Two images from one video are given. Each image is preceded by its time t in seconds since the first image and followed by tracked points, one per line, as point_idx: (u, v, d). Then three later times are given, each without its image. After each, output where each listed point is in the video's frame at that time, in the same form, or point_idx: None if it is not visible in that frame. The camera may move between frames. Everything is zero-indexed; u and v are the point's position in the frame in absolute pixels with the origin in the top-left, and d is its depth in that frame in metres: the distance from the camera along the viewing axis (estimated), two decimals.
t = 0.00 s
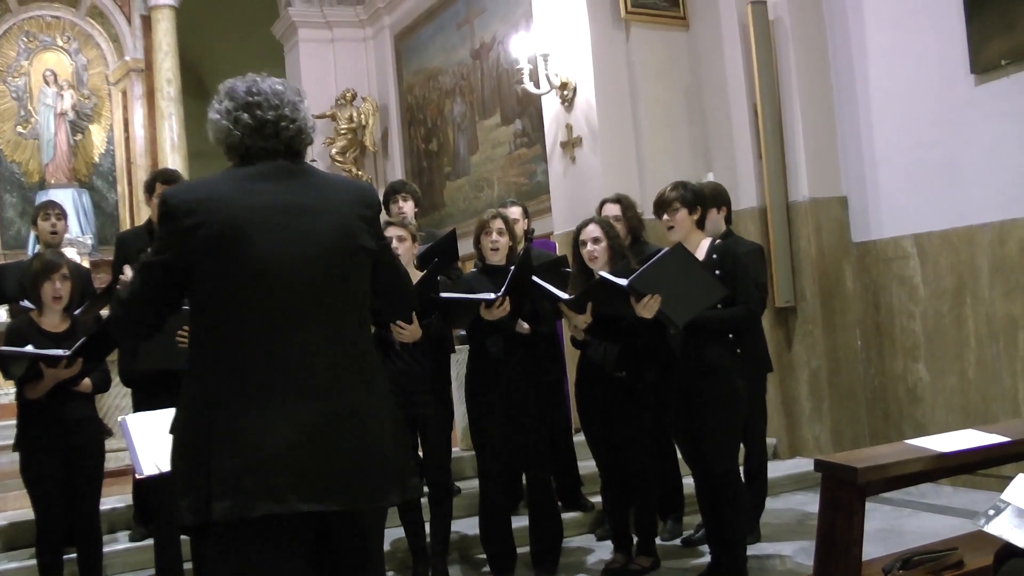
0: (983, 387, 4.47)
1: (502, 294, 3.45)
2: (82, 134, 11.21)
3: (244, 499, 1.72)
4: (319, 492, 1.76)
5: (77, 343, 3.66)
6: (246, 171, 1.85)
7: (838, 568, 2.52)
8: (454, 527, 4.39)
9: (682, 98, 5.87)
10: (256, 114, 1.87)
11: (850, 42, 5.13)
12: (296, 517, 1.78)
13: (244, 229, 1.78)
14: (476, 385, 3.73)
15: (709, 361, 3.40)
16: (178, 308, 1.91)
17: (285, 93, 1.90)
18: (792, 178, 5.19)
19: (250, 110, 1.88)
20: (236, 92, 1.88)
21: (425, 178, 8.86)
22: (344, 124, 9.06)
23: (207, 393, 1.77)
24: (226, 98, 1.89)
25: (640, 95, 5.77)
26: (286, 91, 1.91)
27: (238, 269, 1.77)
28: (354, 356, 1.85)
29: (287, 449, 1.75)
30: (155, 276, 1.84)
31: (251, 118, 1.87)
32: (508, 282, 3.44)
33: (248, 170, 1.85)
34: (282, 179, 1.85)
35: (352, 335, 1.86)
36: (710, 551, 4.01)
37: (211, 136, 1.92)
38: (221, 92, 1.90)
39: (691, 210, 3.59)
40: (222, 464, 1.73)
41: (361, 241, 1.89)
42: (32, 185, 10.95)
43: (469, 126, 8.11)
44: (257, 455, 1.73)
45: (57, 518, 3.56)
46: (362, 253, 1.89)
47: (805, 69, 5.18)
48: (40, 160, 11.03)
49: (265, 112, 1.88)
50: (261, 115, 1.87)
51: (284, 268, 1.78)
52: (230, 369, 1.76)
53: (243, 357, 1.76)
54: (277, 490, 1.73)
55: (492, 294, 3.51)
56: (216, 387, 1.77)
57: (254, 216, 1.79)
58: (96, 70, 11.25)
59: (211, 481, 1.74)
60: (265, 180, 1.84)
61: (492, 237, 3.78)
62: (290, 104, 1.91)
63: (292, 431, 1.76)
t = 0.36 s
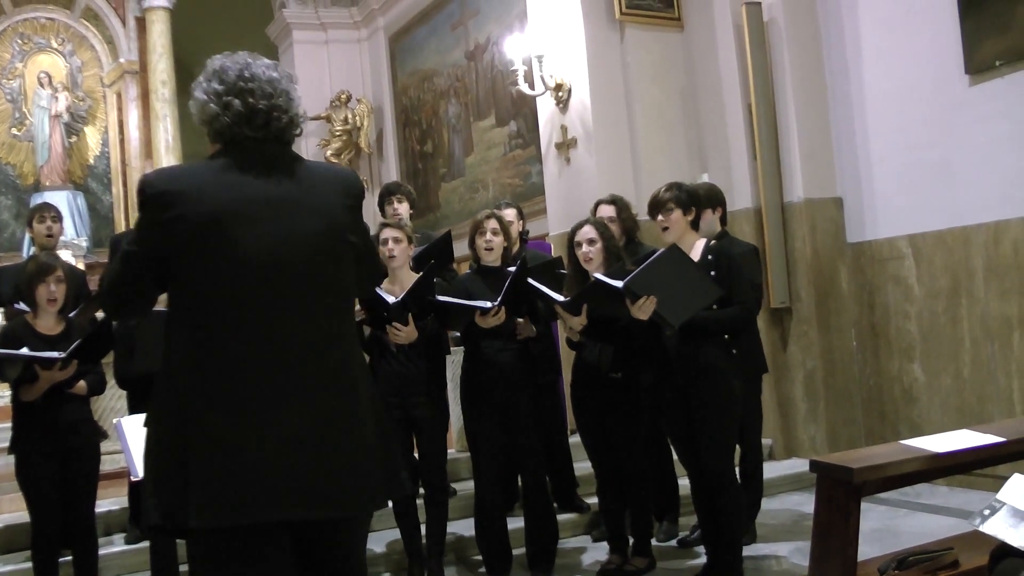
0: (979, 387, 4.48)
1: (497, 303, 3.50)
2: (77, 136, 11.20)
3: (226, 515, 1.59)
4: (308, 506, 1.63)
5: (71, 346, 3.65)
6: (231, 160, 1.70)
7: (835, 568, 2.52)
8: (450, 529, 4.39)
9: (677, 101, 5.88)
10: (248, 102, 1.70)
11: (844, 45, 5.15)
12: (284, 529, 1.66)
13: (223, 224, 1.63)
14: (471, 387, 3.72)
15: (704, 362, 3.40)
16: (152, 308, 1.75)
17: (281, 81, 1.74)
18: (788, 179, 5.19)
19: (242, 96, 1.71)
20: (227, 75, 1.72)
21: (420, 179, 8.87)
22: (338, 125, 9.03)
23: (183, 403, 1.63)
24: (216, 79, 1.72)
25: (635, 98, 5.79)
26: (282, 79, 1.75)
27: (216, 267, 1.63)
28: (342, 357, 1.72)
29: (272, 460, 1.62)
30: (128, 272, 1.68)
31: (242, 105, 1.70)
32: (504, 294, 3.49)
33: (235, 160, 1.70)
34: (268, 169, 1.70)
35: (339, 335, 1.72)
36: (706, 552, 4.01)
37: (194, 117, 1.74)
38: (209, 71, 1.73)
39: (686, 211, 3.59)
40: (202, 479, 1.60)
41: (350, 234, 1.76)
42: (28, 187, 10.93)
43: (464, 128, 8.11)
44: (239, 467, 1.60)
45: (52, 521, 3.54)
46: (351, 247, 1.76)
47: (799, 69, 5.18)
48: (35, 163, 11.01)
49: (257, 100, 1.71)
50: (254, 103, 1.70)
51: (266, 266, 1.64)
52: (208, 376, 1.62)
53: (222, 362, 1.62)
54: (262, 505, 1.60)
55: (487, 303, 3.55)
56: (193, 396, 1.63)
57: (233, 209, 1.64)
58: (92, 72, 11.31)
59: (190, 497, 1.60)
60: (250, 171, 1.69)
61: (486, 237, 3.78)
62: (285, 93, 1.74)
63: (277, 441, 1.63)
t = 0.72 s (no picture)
0: (982, 386, 4.48)
1: (504, 309, 3.49)
2: (80, 139, 11.21)
3: (232, 515, 1.58)
4: (312, 507, 1.62)
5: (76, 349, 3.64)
6: (235, 153, 1.69)
7: (841, 567, 2.52)
8: (456, 531, 4.39)
9: (680, 102, 5.88)
10: (251, 94, 1.69)
11: (847, 46, 5.15)
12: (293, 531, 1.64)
13: (227, 220, 1.62)
14: (477, 387, 3.72)
15: (707, 363, 3.39)
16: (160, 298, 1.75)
17: (284, 71, 1.73)
18: (791, 181, 5.20)
19: (245, 88, 1.70)
20: (228, 66, 1.71)
21: (425, 181, 8.88)
22: (343, 127, 9.04)
23: (191, 400, 1.64)
24: (217, 70, 1.71)
25: (638, 99, 5.80)
26: (285, 69, 1.74)
27: (221, 264, 1.62)
28: (349, 356, 1.70)
29: (276, 460, 1.61)
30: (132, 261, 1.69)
31: (245, 97, 1.69)
32: (509, 303, 3.50)
33: (237, 152, 1.69)
34: (272, 161, 1.69)
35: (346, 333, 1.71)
36: (712, 553, 4.01)
37: (196, 109, 1.74)
38: (211, 62, 1.72)
39: (691, 212, 3.59)
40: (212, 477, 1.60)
41: (356, 228, 1.75)
42: (31, 191, 10.94)
43: (468, 129, 8.12)
44: (244, 466, 1.60)
45: (56, 523, 3.53)
46: (357, 244, 1.74)
47: (802, 69, 5.19)
48: (38, 166, 11.02)
49: (261, 92, 1.70)
50: (257, 95, 1.69)
51: (271, 264, 1.63)
52: (215, 372, 1.62)
53: (228, 360, 1.62)
54: (267, 505, 1.59)
55: (494, 309, 3.56)
56: (199, 393, 1.63)
57: (237, 206, 1.63)
58: (95, 75, 11.30)
59: (199, 495, 1.61)
60: (253, 164, 1.68)
61: (489, 238, 3.78)
62: (289, 83, 1.74)
63: (282, 441, 1.62)
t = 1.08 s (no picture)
0: (980, 386, 4.49)
1: (502, 309, 3.48)
2: (79, 141, 11.20)
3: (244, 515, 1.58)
4: (322, 507, 1.61)
5: (74, 351, 3.63)
6: (248, 147, 1.68)
7: (840, 567, 2.52)
8: (455, 531, 4.39)
9: (679, 102, 5.88)
10: (269, 89, 1.69)
11: (846, 46, 5.15)
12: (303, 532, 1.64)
13: (240, 218, 1.61)
14: (477, 389, 3.72)
15: (707, 363, 3.40)
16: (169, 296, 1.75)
17: (302, 65, 1.73)
18: (790, 181, 5.21)
19: (262, 83, 1.70)
20: (245, 60, 1.70)
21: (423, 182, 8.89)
22: (342, 129, 8.87)
23: (200, 399, 1.64)
24: (233, 63, 1.71)
25: (637, 100, 5.80)
26: (303, 62, 1.73)
27: (231, 262, 1.61)
28: (356, 356, 1.69)
29: (282, 459, 1.60)
30: (139, 259, 1.69)
31: (263, 93, 1.69)
32: (507, 301, 3.51)
33: (251, 147, 1.68)
34: (286, 157, 1.68)
35: (354, 333, 1.70)
36: (711, 553, 4.01)
37: (211, 103, 1.73)
38: (225, 55, 1.72)
39: (690, 212, 3.59)
40: (219, 477, 1.60)
41: (368, 226, 1.74)
42: (29, 194, 10.93)
43: (467, 130, 8.12)
44: (250, 466, 1.59)
45: (56, 525, 3.54)
46: (367, 241, 1.74)
47: (801, 69, 5.20)
48: (37, 168, 11.00)
49: (279, 87, 1.70)
50: (274, 91, 1.69)
51: (277, 263, 1.62)
52: (223, 371, 1.62)
53: (236, 358, 1.62)
54: (271, 505, 1.58)
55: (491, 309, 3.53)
56: (210, 392, 1.62)
57: (249, 203, 1.62)
58: (93, 77, 11.30)
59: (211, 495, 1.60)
60: (266, 159, 1.67)
61: (487, 240, 3.79)
62: (307, 79, 1.73)
63: (288, 441, 1.61)
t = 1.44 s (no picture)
0: (978, 385, 4.49)
1: (501, 308, 3.47)
2: (76, 144, 11.20)
3: (254, 517, 1.58)
4: (332, 507, 1.61)
5: (72, 353, 3.63)
6: (251, 147, 1.69)
7: (838, 567, 2.51)
8: (453, 532, 4.39)
9: (677, 103, 5.88)
10: (266, 87, 1.69)
11: (843, 46, 5.16)
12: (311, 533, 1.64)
13: (246, 219, 1.61)
14: (476, 391, 3.71)
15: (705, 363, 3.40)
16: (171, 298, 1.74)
17: (297, 61, 1.72)
18: (788, 181, 5.21)
19: (259, 81, 1.69)
20: (241, 58, 1.70)
21: (421, 183, 8.90)
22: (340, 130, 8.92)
23: (205, 400, 1.64)
24: (230, 63, 1.71)
25: (635, 100, 5.80)
26: (299, 58, 1.73)
27: (239, 264, 1.61)
28: (361, 357, 1.69)
29: (287, 460, 1.60)
30: (145, 263, 1.68)
31: (259, 91, 1.69)
32: (506, 299, 3.51)
33: (253, 147, 1.68)
34: (288, 156, 1.69)
35: (359, 334, 1.70)
36: (710, 553, 4.01)
37: (211, 103, 1.74)
38: (222, 55, 1.72)
39: (687, 212, 3.58)
40: (225, 478, 1.60)
41: (375, 227, 1.74)
42: (26, 196, 10.93)
43: (464, 131, 8.12)
44: (255, 467, 1.59)
45: (54, 528, 3.53)
46: (374, 241, 1.74)
47: (798, 69, 5.20)
48: (35, 171, 10.99)
49: (276, 84, 1.70)
50: (271, 88, 1.69)
51: (282, 263, 1.63)
52: (227, 372, 1.62)
53: (240, 359, 1.62)
54: (277, 507, 1.59)
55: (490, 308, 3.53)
56: (217, 394, 1.62)
57: (255, 203, 1.62)
58: (91, 79, 11.29)
59: (219, 497, 1.60)
60: (269, 159, 1.67)
61: (486, 240, 3.79)
62: (304, 74, 1.73)
63: (293, 442, 1.61)
